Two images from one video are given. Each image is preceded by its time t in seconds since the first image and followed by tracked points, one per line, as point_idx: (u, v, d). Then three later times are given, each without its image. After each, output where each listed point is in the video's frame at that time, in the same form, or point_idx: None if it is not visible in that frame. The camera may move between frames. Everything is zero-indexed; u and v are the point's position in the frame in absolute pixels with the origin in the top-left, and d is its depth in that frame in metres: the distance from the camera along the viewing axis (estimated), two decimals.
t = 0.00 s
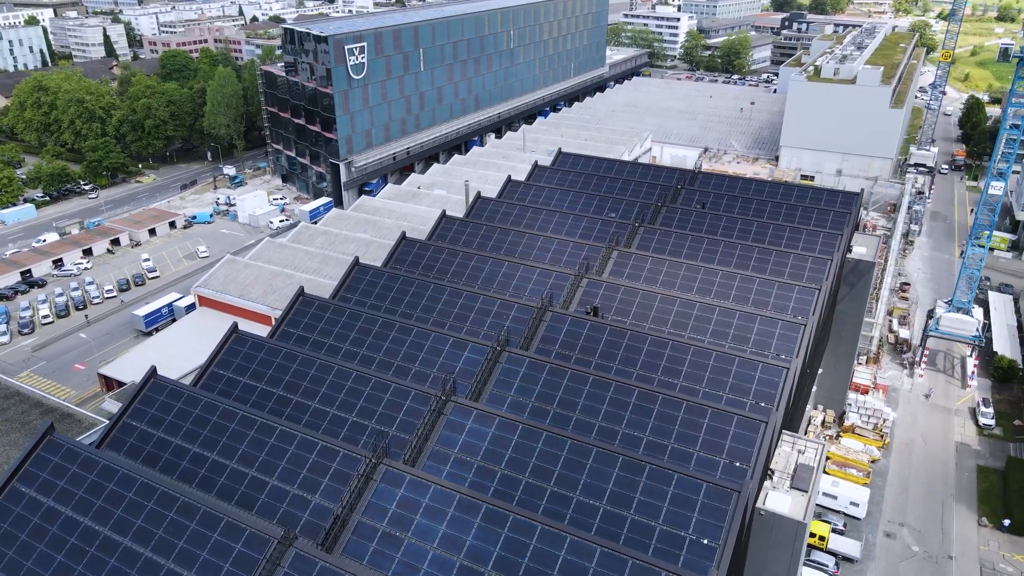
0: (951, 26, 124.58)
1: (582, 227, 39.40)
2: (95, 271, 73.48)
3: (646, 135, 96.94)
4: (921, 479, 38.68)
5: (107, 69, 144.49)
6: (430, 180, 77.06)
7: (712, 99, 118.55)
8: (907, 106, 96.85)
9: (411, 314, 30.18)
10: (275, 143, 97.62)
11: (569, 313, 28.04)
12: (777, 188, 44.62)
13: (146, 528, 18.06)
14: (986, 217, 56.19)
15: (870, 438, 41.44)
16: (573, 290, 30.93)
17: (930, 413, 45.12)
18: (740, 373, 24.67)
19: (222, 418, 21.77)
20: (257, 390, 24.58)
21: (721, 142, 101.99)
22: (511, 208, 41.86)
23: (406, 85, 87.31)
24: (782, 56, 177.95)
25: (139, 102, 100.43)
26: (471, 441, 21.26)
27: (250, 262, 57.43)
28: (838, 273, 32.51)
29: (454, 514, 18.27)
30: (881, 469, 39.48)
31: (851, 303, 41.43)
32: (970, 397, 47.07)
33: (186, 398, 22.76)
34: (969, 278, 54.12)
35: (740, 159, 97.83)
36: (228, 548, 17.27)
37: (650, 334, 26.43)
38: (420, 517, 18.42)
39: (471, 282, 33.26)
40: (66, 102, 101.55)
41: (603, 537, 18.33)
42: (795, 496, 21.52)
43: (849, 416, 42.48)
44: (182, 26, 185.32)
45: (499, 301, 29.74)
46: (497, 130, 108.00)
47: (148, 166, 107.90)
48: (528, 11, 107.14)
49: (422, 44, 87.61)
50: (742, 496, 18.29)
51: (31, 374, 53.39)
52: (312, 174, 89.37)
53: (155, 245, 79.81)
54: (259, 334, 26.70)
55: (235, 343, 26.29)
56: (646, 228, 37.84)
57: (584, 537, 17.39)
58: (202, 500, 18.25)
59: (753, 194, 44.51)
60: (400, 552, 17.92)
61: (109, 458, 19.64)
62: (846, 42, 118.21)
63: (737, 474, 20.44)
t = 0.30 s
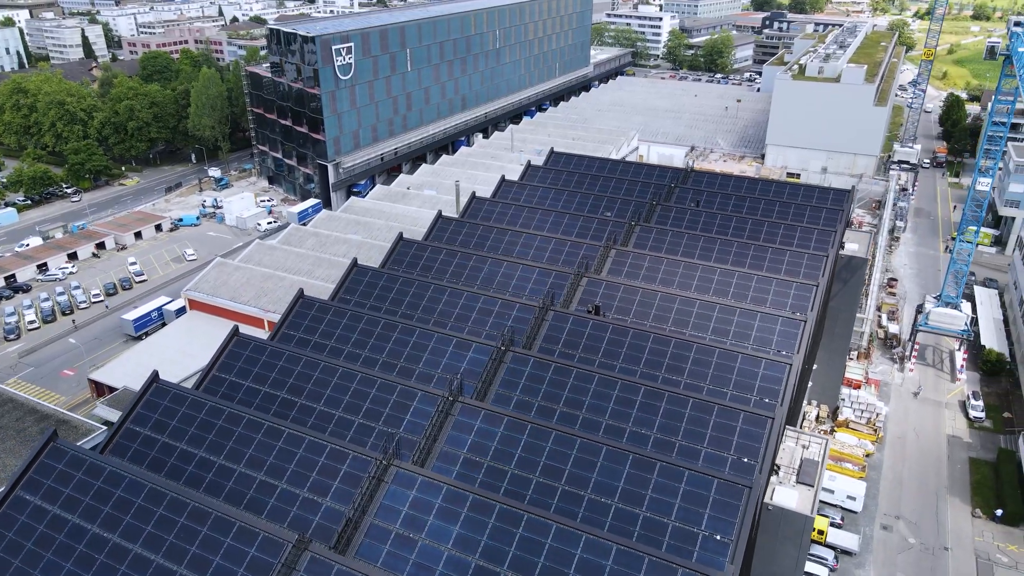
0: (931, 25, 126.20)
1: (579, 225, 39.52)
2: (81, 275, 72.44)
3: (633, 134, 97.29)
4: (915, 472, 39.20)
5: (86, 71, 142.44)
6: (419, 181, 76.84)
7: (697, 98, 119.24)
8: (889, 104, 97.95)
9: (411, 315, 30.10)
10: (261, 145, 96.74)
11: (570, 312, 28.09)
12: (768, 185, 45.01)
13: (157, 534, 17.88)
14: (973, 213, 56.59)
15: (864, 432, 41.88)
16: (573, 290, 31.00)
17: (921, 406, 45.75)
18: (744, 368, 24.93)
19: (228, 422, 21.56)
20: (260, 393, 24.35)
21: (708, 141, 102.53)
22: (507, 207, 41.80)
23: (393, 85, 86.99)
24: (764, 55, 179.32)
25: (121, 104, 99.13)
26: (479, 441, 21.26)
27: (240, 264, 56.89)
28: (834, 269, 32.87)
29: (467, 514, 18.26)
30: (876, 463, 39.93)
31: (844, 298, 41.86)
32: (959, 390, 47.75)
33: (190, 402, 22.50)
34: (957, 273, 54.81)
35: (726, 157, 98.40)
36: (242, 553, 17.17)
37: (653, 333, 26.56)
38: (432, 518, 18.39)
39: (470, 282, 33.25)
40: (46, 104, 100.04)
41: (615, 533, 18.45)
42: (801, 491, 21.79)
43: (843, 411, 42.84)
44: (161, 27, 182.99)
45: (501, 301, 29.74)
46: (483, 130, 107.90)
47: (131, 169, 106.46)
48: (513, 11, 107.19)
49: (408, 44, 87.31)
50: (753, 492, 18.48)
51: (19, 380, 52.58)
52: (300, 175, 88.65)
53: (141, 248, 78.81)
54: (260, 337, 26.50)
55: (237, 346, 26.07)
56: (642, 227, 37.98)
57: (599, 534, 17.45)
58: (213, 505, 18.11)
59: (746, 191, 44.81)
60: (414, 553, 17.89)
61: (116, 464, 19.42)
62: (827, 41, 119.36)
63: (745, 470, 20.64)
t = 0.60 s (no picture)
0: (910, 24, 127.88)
1: (575, 225, 39.65)
2: (66, 279, 71.42)
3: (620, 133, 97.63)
4: (909, 466, 39.73)
5: (65, 73, 140.36)
6: (409, 181, 76.56)
7: (682, 97, 119.93)
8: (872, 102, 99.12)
9: (412, 315, 30.04)
10: (246, 146, 95.86)
11: (572, 311, 28.16)
12: (760, 183, 45.36)
13: (169, 541, 17.73)
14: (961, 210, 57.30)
15: (857, 426, 42.38)
16: (573, 289, 31.12)
17: (912, 401, 46.34)
18: (747, 365, 25.16)
19: (234, 427, 21.37)
20: (264, 397, 24.19)
21: (694, 140, 103.14)
22: (502, 207, 41.82)
23: (380, 86, 86.65)
24: (747, 54, 180.59)
25: (103, 105, 97.77)
26: (489, 441, 21.26)
27: (230, 267, 56.38)
28: (830, 265, 33.20)
29: (481, 514, 18.25)
30: (870, 457, 40.41)
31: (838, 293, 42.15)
32: (949, 383, 48.45)
33: (194, 407, 22.28)
34: (945, 270, 55.64)
35: (713, 156, 99.04)
36: (256, 557, 17.07)
37: (655, 331, 26.70)
38: (446, 519, 18.38)
39: (469, 283, 33.25)
40: (25, 106, 98.45)
41: (628, 530, 18.56)
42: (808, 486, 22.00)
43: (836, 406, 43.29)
44: (141, 27, 180.69)
45: (502, 301, 29.74)
46: (470, 130, 107.80)
47: (113, 171, 104.98)
48: (498, 11, 107.20)
49: (395, 44, 86.99)
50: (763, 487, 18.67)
51: (5, 387, 51.75)
52: (287, 177, 87.96)
53: (127, 252, 77.83)
54: (261, 339, 26.31)
55: (238, 350, 25.86)
56: (638, 226, 38.19)
57: (615, 533, 17.51)
58: (224, 510, 17.99)
59: (738, 189, 45.11)
60: (429, 554, 17.86)
61: (123, 470, 19.22)
62: (810, 40, 120.45)
63: (753, 465, 20.82)
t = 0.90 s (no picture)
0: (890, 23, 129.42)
1: (571, 224, 39.75)
2: (51, 284, 70.40)
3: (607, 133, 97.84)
4: (902, 459, 40.26)
5: (44, 74, 138.32)
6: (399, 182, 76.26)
7: (668, 96, 120.53)
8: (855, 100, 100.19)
9: (413, 316, 29.96)
10: (231, 148, 94.97)
11: (574, 310, 28.24)
12: (753, 180, 45.70)
13: (181, 546, 17.58)
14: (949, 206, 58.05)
15: (851, 421, 42.87)
16: (573, 288, 31.23)
17: (904, 395, 46.94)
18: (750, 362, 25.41)
19: (240, 430, 21.22)
20: (268, 400, 24.01)
21: (681, 138, 103.70)
22: (497, 207, 41.81)
23: (367, 86, 86.25)
24: (729, 53, 181.81)
25: (85, 107, 96.39)
26: (498, 440, 21.26)
27: (221, 270, 55.87)
28: (826, 261, 33.53)
29: (495, 514, 18.27)
30: (865, 451, 40.91)
31: (830, 290, 42.51)
32: (939, 377, 49.15)
33: (198, 411, 22.07)
34: (934, 265, 56.42)
35: (699, 154, 99.63)
36: (271, 561, 16.98)
37: (658, 328, 26.84)
38: (460, 519, 18.37)
39: (469, 283, 33.26)
40: (5, 109, 96.83)
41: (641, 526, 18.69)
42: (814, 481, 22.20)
43: (830, 401, 43.75)
44: (120, 27, 178.40)
45: (504, 300, 29.74)
46: (457, 130, 107.67)
47: (95, 174, 103.55)
48: (483, 11, 107.15)
49: (382, 44, 86.63)
50: (774, 482, 18.88)
51: None
52: (273, 178, 87.26)
53: (113, 255, 76.86)
54: (263, 342, 26.12)
55: (240, 352, 25.67)
56: (635, 224, 38.36)
57: (629, 530, 17.60)
58: (236, 514, 17.87)
59: (731, 187, 45.39)
60: (444, 555, 17.84)
61: (131, 476, 19.03)
62: (793, 39, 121.48)
63: (761, 460, 21.03)
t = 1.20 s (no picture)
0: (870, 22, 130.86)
1: (566, 224, 39.88)
2: (36, 288, 69.35)
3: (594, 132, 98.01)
4: (896, 452, 40.78)
5: (22, 76, 136.18)
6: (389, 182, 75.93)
7: (653, 95, 121.10)
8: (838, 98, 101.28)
9: (414, 317, 29.87)
10: (217, 149, 94.07)
11: (575, 309, 28.33)
12: (744, 178, 46.07)
13: (193, 550, 17.45)
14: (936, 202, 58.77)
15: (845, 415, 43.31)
16: (573, 287, 31.34)
17: (895, 389, 47.51)
18: (752, 358, 25.64)
19: (247, 433, 21.06)
20: (272, 403, 23.85)
21: (667, 137, 104.24)
22: (492, 207, 41.80)
23: (354, 86, 85.83)
24: (712, 52, 183.02)
25: (66, 109, 94.99)
26: (507, 439, 21.28)
27: (211, 273, 55.35)
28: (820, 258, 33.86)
29: (509, 514, 18.28)
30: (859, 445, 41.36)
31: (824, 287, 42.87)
32: (928, 370, 49.83)
33: (203, 414, 21.87)
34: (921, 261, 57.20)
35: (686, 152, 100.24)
36: (287, 565, 16.88)
37: (660, 326, 27.01)
38: (474, 519, 18.36)
39: (468, 283, 33.23)
40: None
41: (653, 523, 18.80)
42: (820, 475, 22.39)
43: (824, 396, 44.17)
44: (98, 28, 176.09)
45: (505, 300, 29.77)
46: (443, 130, 107.45)
47: (77, 177, 102.08)
48: (468, 11, 107.03)
49: (368, 44, 86.23)
50: (783, 477, 19.09)
51: None
52: (260, 180, 86.54)
53: (98, 259, 75.86)
54: (265, 345, 25.93)
55: (242, 355, 25.47)
56: (630, 223, 38.53)
57: (644, 527, 17.68)
58: (248, 518, 17.75)
59: (722, 184, 45.70)
60: (458, 555, 17.82)
61: (139, 481, 18.85)
62: (776, 38, 122.58)
63: (768, 455, 21.23)
